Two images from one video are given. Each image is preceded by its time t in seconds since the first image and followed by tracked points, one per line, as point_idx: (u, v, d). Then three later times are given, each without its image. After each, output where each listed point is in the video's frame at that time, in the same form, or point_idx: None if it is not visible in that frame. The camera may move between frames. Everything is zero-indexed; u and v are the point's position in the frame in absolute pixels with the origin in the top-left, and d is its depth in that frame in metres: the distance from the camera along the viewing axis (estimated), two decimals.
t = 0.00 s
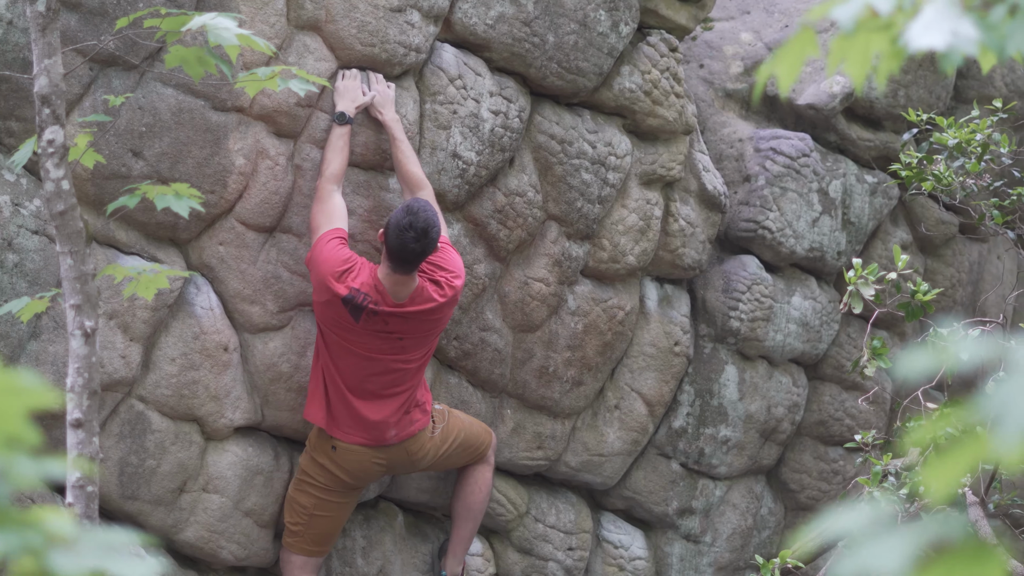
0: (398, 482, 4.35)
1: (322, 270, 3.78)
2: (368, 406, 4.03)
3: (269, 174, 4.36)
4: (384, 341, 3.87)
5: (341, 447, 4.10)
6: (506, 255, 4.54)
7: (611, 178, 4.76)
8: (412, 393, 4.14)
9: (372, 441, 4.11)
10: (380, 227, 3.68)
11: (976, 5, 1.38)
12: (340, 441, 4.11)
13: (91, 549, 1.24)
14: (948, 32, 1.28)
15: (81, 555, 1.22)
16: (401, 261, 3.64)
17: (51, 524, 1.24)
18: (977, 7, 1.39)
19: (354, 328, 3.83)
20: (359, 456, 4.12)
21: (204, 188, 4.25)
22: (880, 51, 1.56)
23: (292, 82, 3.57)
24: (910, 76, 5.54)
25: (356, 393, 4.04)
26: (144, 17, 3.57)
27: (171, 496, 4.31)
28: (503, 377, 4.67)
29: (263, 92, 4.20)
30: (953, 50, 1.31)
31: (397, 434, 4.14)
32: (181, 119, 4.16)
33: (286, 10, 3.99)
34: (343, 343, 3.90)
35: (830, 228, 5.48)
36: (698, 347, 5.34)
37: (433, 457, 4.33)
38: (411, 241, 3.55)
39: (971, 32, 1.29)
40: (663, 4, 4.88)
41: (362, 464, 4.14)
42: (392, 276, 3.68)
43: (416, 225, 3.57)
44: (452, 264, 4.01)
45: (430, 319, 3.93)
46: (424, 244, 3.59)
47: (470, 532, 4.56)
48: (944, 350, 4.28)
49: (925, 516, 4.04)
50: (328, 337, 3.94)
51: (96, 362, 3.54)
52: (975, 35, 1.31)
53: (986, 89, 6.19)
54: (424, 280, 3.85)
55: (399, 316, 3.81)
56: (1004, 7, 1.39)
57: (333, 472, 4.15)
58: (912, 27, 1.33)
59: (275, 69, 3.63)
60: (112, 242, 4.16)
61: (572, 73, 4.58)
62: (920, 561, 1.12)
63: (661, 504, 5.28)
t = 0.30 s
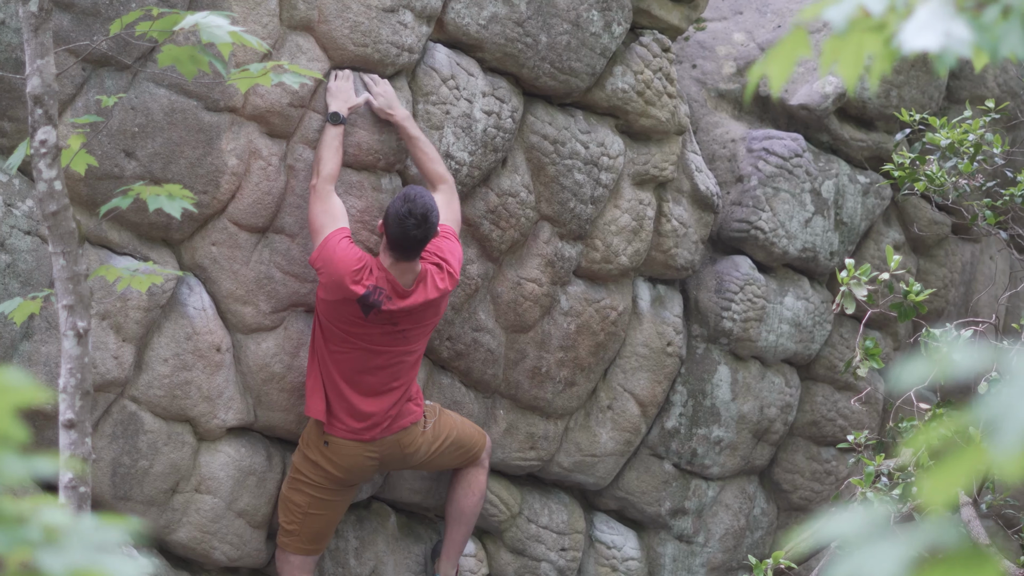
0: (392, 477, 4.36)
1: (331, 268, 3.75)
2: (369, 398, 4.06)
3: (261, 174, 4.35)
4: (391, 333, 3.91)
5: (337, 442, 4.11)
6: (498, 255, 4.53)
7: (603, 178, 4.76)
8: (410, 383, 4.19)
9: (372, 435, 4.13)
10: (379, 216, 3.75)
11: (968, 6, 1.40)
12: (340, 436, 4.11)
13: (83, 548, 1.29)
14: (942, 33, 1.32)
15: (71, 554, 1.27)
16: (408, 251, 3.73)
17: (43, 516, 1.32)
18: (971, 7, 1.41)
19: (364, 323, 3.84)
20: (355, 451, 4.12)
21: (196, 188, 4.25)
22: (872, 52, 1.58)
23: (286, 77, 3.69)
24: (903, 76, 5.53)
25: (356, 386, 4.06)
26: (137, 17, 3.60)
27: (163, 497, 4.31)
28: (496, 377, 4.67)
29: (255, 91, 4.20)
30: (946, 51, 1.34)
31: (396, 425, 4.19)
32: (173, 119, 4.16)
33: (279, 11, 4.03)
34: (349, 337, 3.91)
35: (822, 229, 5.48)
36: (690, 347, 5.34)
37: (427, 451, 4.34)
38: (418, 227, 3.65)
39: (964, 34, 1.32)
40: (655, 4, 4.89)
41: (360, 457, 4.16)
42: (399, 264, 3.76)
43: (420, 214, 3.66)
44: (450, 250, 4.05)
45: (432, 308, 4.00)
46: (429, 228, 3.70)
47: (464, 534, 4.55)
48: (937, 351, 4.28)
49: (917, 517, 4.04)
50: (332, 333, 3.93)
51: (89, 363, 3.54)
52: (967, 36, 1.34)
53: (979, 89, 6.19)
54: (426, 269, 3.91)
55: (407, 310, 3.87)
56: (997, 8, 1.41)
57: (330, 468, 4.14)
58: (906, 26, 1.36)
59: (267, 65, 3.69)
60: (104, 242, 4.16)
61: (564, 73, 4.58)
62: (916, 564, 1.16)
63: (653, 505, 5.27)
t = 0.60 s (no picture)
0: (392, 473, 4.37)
1: (343, 268, 3.76)
2: (377, 395, 4.09)
3: (254, 179, 4.35)
4: (400, 327, 3.96)
5: (344, 441, 4.12)
6: (491, 260, 4.53)
7: (597, 183, 4.76)
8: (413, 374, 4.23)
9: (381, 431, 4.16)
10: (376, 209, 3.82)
11: (960, 9, 1.42)
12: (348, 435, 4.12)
13: (80, 557, 1.25)
14: (935, 35, 1.31)
15: (69, 563, 1.23)
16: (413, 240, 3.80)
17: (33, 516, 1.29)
18: (963, 10, 1.43)
19: (376, 320, 3.87)
20: (361, 448, 4.14)
21: (190, 193, 4.25)
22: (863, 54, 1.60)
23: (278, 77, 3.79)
24: (895, 81, 5.54)
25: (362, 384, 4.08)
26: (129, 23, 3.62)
27: (156, 502, 4.31)
28: (489, 382, 4.67)
29: (248, 96, 4.20)
30: (939, 53, 1.34)
31: (403, 418, 4.23)
32: (166, 124, 4.16)
33: (272, 15, 4.10)
34: (358, 335, 3.93)
35: (815, 233, 5.48)
36: (683, 352, 5.34)
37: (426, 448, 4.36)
38: (418, 211, 3.73)
39: (956, 37, 1.33)
40: (648, 9, 4.89)
41: (368, 453, 4.19)
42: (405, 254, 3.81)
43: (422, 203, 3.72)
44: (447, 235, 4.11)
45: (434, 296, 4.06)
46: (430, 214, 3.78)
47: (457, 538, 4.55)
48: (930, 356, 4.28)
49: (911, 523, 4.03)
50: (341, 333, 3.94)
51: (82, 368, 3.54)
52: (960, 40, 1.34)
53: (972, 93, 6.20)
54: (429, 257, 3.97)
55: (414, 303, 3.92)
56: (988, 12, 1.43)
57: (334, 465, 4.14)
58: (899, 29, 1.35)
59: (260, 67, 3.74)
60: (97, 247, 4.16)
61: (558, 78, 4.58)
62: None
63: (646, 510, 5.27)
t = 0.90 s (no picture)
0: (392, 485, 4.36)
1: (337, 273, 3.80)
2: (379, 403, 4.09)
3: (245, 187, 4.34)
4: (399, 333, 3.98)
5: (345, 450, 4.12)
6: (483, 268, 4.53)
7: (588, 190, 4.76)
8: (418, 386, 4.23)
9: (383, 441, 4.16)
10: (367, 214, 3.90)
11: (951, 15, 1.43)
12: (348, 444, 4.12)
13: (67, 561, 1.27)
14: (925, 39, 1.33)
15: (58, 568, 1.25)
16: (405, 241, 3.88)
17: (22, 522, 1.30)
18: (954, 16, 1.44)
19: (373, 325, 3.90)
20: (362, 457, 4.15)
21: (181, 201, 4.24)
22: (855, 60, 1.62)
23: (268, 93, 3.72)
24: (887, 88, 5.55)
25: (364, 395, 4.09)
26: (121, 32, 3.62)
27: (148, 510, 4.31)
28: (481, 390, 4.66)
29: (240, 103, 4.20)
30: (928, 57, 1.35)
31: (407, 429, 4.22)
32: (157, 131, 4.15)
33: (264, 22, 4.12)
34: (357, 341, 3.96)
35: (807, 240, 5.48)
36: (676, 359, 5.33)
37: (425, 459, 4.36)
38: (408, 209, 3.83)
39: (945, 40, 1.34)
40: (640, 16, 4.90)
41: (369, 463, 4.19)
42: (398, 255, 3.88)
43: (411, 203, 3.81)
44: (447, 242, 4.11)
45: (435, 304, 4.07)
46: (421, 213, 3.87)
47: (450, 545, 4.55)
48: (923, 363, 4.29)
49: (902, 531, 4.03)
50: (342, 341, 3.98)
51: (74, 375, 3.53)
52: (950, 44, 1.35)
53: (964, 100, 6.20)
54: (428, 263, 3.99)
55: (412, 310, 3.93)
56: (979, 17, 1.43)
57: (332, 473, 4.15)
58: (890, 32, 1.37)
59: (252, 80, 3.73)
60: (89, 255, 4.16)
61: (549, 85, 4.58)
62: None
63: (639, 517, 5.26)
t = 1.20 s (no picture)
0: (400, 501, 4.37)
1: (346, 287, 3.81)
2: (387, 417, 4.11)
3: (242, 206, 4.34)
4: (406, 344, 4.01)
5: (355, 466, 4.13)
6: (480, 286, 4.52)
7: (585, 209, 4.77)
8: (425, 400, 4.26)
9: (394, 455, 4.18)
10: (356, 228, 3.99)
11: (947, 33, 1.39)
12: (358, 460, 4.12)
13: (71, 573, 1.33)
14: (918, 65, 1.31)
15: None
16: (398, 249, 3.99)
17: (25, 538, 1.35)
18: (949, 35, 1.40)
19: (381, 336, 3.93)
20: (373, 473, 4.16)
21: (178, 220, 4.23)
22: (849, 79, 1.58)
23: (265, 114, 3.72)
24: (882, 105, 5.55)
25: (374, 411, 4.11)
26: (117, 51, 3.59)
27: (145, 530, 4.31)
28: (478, 409, 4.65)
29: (236, 122, 4.20)
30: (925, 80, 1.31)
31: (416, 443, 4.24)
32: (154, 150, 4.15)
33: (260, 41, 4.12)
34: (364, 355, 3.98)
35: (804, 258, 5.49)
36: (672, 378, 5.33)
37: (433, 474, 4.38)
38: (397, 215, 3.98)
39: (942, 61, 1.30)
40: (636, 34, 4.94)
41: (379, 478, 4.20)
42: (394, 263, 3.96)
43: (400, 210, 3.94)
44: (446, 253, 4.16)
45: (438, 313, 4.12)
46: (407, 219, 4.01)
47: (448, 565, 4.54)
48: (919, 381, 4.30)
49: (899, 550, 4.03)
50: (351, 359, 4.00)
51: (70, 396, 3.52)
52: (945, 68, 1.33)
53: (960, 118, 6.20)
54: (427, 272, 4.04)
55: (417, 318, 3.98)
56: (977, 35, 1.39)
57: (340, 489, 4.15)
58: (884, 56, 1.35)
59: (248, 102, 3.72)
60: (85, 274, 4.16)
61: (545, 103, 4.61)
62: None
63: (636, 537, 5.25)
